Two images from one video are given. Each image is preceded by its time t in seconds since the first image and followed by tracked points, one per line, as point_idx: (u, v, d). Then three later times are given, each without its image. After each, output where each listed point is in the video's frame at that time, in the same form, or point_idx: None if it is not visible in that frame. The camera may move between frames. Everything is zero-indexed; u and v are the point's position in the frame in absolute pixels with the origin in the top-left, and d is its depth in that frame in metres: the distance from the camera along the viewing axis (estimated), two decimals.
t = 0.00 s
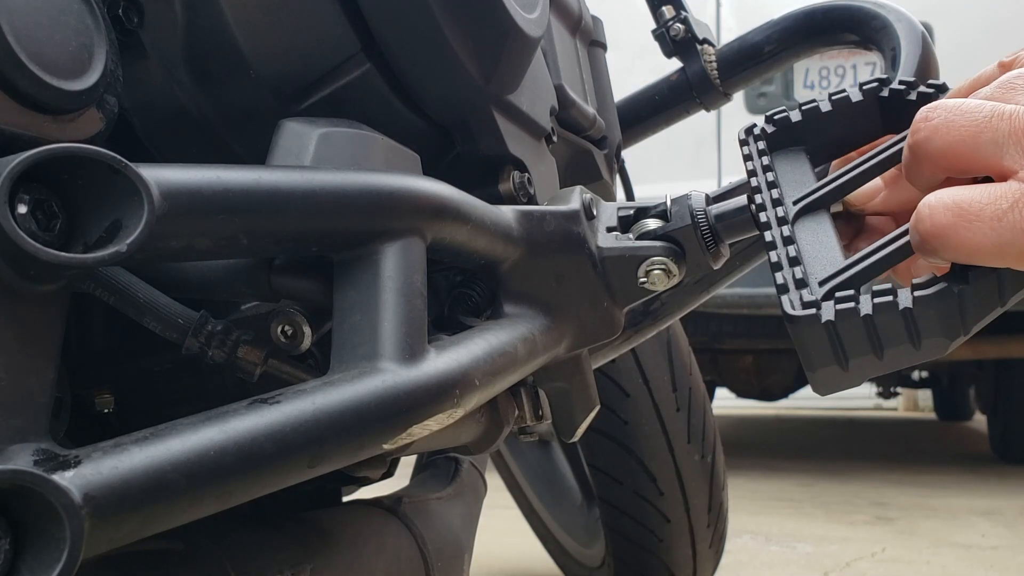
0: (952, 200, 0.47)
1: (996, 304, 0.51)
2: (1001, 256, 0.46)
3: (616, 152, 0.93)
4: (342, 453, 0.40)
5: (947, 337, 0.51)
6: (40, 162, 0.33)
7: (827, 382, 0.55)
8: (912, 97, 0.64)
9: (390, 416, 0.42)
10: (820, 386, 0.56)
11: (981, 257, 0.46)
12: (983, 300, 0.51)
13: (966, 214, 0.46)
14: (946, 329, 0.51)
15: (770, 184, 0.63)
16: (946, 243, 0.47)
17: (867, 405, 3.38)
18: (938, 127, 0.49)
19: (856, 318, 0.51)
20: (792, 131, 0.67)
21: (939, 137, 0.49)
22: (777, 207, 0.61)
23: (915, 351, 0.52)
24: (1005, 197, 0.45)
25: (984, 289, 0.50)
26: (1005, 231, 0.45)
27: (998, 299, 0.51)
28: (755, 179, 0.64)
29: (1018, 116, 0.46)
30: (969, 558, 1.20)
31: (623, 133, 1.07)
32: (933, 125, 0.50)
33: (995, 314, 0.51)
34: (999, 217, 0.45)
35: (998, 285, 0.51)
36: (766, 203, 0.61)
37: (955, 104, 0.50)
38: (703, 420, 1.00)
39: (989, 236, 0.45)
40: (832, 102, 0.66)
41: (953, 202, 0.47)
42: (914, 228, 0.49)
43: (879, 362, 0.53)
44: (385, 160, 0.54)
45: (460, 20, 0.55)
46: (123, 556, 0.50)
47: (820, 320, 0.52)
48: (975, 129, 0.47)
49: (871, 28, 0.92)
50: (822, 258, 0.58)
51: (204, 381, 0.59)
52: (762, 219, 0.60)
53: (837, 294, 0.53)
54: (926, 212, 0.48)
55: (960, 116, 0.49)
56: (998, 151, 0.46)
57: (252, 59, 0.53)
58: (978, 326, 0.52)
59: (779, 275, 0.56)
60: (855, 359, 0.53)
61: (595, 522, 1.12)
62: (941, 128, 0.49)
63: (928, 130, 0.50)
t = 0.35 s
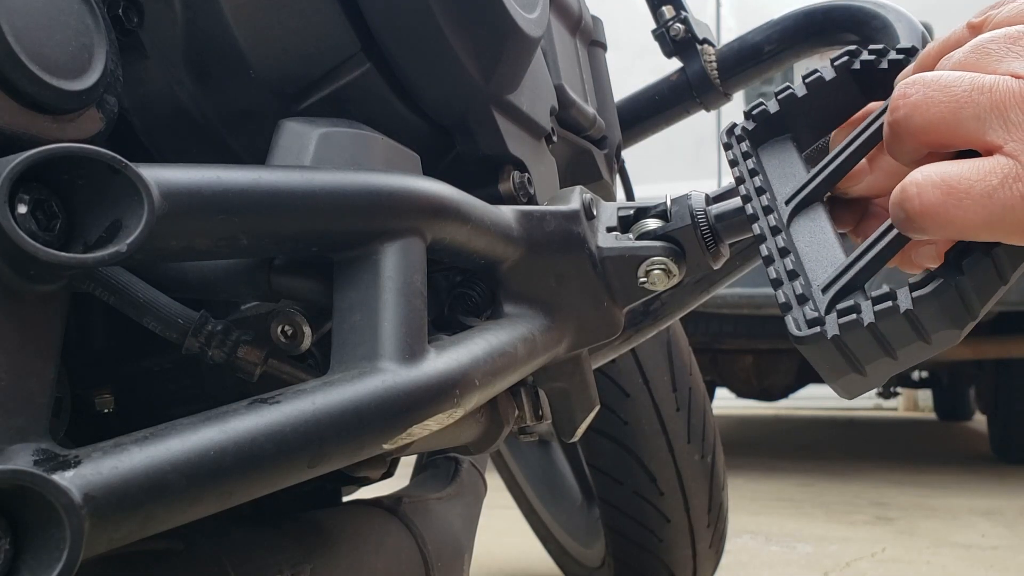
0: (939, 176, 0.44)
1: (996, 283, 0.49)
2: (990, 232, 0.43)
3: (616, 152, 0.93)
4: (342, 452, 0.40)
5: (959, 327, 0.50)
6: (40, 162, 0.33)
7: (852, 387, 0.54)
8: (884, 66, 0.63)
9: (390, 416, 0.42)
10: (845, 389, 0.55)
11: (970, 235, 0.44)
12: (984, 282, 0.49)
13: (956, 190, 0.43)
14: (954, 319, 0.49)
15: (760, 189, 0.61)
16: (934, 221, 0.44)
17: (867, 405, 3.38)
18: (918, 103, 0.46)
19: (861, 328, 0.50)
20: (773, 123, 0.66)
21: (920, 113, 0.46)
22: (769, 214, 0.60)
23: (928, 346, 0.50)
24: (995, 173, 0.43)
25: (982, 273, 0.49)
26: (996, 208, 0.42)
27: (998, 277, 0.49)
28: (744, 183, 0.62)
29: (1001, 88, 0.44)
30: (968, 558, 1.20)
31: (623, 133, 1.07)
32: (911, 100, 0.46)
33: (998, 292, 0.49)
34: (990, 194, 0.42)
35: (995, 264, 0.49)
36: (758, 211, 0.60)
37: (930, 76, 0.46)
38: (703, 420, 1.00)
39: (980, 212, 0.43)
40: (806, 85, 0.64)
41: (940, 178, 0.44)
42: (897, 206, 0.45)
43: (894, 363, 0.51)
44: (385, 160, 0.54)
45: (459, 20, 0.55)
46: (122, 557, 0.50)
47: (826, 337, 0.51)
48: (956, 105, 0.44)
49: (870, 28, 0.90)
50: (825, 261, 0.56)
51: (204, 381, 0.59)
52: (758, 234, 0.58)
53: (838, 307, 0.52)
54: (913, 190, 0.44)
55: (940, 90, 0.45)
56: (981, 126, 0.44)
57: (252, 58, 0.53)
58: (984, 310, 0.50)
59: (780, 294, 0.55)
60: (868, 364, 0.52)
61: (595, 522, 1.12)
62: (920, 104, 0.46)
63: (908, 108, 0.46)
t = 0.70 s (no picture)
0: (913, 157, 0.43)
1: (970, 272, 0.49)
2: (960, 215, 0.43)
3: (617, 152, 0.93)
4: (343, 452, 0.40)
5: (932, 315, 0.50)
6: (40, 162, 0.33)
7: (828, 374, 0.55)
8: (875, 65, 0.62)
9: (391, 417, 0.42)
10: (821, 377, 0.55)
11: (942, 217, 0.43)
12: (958, 270, 0.49)
13: (930, 171, 0.42)
14: (927, 307, 0.50)
15: (747, 182, 0.61)
16: (907, 203, 0.43)
17: (867, 405, 3.38)
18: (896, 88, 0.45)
19: (837, 315, 0.50)
20: (766, 120, 0.66)
21: (897, 98, 0.44)
22: (754, 207, 0.59)
23: (903, 334, 0.51)
24: (969, 157, 0.42)
25: (956, 261, 0.49)
26: (969, 191, 0.42)
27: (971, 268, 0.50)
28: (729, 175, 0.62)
29: (978, 73, 0.43)
30: (969, 558, 1.20)
31: (623, 133, 1.07)
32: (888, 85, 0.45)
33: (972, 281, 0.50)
34: (963, 176, 0.42)
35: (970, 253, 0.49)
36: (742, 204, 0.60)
37: (909, 62, 0.45)
38: (703, 421, 1.00)
39: (952, 194, 0.42)
40: (799, 84, 0.64)
41: (914, 160, 0.43)
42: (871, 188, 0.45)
43: (870, 352, 0.52)
44: (385, 161, 0.54)
45: (460, 20, 0.55)
46: (122, 556, 0.50)
47: (802, 323, 0.51)
48: (933, 90, 0.43)
49: (870, 27, 0.91)
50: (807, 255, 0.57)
51: (204, 381, 0.59)
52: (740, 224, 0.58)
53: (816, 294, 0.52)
54: (888, 171, 0.44)
55: (917, 74, 0.44)
56: (958, 111, 0.43)
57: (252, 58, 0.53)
58: (958, 300, 0.50)
59: (758, 281, 0.55)
60: (844, 352, 0.52)
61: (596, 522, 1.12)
62: (898, 89, 0.44)
63: (886, 94, 0.45)
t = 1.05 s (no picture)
0: (938, 214, 0.44)
1: (992, 321, 0.49)
2: (989, 269, 0.43)
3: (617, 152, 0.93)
4: (342, 452, 0.40)
5: (946, 358, 0.50)
6: (40, 162, 0.33)
7: (832, 401, 0.55)
8: (898, 88, 0.62)
9: (391, 416, 0.42)
10: (825, 402, 0.55)
11: (969, 269, 0.44)
12: (981, 320, 0.49)
13: (953, 227, 0.44)
14: (944, 349, 0.50)
15: (761, 193, 0.61)
16: (933, 255, 0.45)
17: (867, 406, 3.38)
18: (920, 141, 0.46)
19: (853, 346, 0.50)
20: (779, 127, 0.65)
21: (920, 153, 0.46)
22: (769, 220, 0.59)
23: (915, 371, 0.51)
24: (990, 212, 0.43)
25: (980, 310, 0.49)
26: (992, 246, 0.43)
27: (992, 316, 0.49)
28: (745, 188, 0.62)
29: (1001, 126, 0.43)
30: (969, 558, 1.20)
31: (623, 133, 1.07)
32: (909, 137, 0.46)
33: (991, 330, 0.50)
34: (985, 231, 0.43)
35: (995, 302, 0.49)
36: (757, 216, 0.60)
37: (934, 113, 0.46)
38: (703, 421, 1.00)
39: (976, 249, 0.43)
40: (818, 95, 0.64)
41: (937, 215, 0.44)
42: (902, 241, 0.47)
43: (879, 383, 0.52)
44: (384, 160, 0.54)
45: (460, 20, 0.55)
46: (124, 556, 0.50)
47: (818, 350, 0.51)
48: (955, 143, 0.44)
49: (871, 28, 0.92)
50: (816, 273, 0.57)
51: (204, 381, 0.59)
52: (756, 237, 0.58)
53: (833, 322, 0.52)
54: (913, 228, 0.45)
55: (941, 127, 0.45)
56: (982, 165, 0.43)
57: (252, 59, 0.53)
58: (973, 343, 0.50)
59: (773, 300, 0.55)
60: (854, 381, 0.52)
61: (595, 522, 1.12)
62: (922, 142, 0.46)
63: (908, 145, 0.46)
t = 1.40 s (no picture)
0: (935, 218, 0.45)
1: (991, 326, 0.49)
2: (986, 272, 0.44)
3: (617, 152, 0.93)
4: (342, 452, 0.40)
5: (946, 362, 0.50)
6: (40, 162, 0.33)
7: (833, 405, 0.55)
8: (897, 85, 0.62)
9: (391, 416, 0.42)
10: (825, 405, 0.55)
11: (966, 273, 0.44)
12: (979, 325, 0.49)
13: (949, 231, 0.44)
14: (944, 355, 0.50)
15: (761, 194, 0.61)
16: (930, 259, 0.45)
17: (867, 406, 3.38)
18: (918, 147, 0.46)
19: (854, 352, 0.50)
20: (779, 124, 0.65)
21: (919, 159, 0.46)
22: (769, 221, 0.59)
23: (915, 376, 0.51)
24: (987, 217, 0.43)
25: (979, 316, 0.49)
26: (987, 250, 0.43)
27: (990, 320, 0.50)
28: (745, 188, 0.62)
29: (999, 132, 0.43)
30: (969, 558, 1.20)
31: (623, 133, 1.07)
32: (908, 144, 0.46)
33: (989, 335, 0.50)
34: (981, 235, 0.43)
35: (993, 307, 0.49)
36: (756, 216, 0.60)
37: (933, 120, 0.46)
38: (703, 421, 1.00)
39: (972, 252, 0.43)
40: (817, 92, 0.64)
41: (934, 219, 0.45)
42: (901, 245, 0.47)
43: (878, 387, 0.52)
44: (385, 160, 0.54)
45: (460, 20, 0.55)
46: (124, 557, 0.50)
47: (819, 356, 0.51)
48: (952, 150, 0.44)
49: (870, 28, 0.92)
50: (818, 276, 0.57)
51: (204, 381, 0.59)
52: (756, 239, 0.58)
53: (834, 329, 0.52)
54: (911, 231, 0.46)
55: (940, 134, 0.45)
56: (979, 172, 0.43)
57: (252, 58, 0.53)
58: (972, 347, 0.50)
59: (775, 306, 0.55)
60: (855, 385, 0.52)
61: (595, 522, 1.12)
62: (920, 149, 0.46)
63: (907, 152, 0.46)
